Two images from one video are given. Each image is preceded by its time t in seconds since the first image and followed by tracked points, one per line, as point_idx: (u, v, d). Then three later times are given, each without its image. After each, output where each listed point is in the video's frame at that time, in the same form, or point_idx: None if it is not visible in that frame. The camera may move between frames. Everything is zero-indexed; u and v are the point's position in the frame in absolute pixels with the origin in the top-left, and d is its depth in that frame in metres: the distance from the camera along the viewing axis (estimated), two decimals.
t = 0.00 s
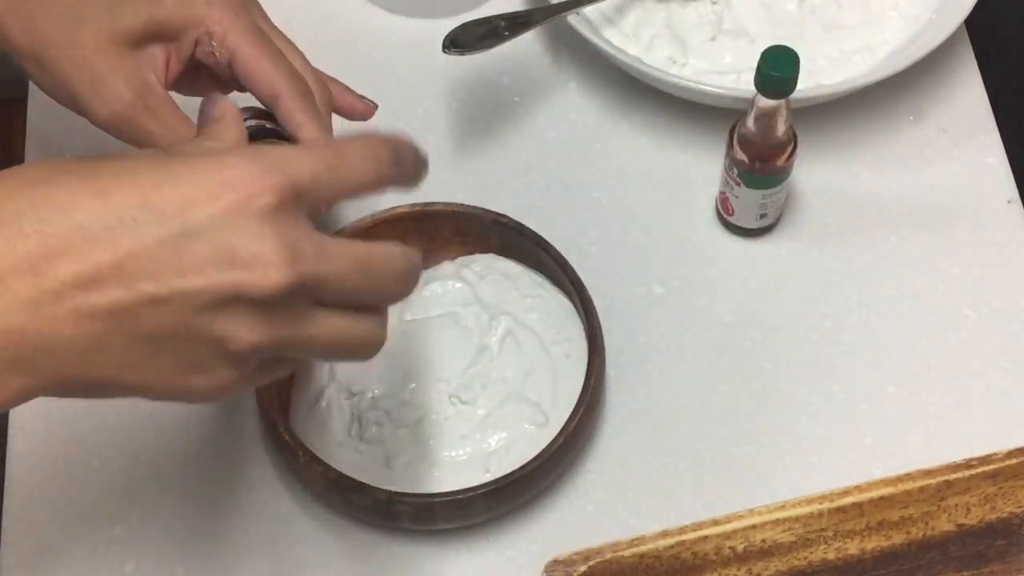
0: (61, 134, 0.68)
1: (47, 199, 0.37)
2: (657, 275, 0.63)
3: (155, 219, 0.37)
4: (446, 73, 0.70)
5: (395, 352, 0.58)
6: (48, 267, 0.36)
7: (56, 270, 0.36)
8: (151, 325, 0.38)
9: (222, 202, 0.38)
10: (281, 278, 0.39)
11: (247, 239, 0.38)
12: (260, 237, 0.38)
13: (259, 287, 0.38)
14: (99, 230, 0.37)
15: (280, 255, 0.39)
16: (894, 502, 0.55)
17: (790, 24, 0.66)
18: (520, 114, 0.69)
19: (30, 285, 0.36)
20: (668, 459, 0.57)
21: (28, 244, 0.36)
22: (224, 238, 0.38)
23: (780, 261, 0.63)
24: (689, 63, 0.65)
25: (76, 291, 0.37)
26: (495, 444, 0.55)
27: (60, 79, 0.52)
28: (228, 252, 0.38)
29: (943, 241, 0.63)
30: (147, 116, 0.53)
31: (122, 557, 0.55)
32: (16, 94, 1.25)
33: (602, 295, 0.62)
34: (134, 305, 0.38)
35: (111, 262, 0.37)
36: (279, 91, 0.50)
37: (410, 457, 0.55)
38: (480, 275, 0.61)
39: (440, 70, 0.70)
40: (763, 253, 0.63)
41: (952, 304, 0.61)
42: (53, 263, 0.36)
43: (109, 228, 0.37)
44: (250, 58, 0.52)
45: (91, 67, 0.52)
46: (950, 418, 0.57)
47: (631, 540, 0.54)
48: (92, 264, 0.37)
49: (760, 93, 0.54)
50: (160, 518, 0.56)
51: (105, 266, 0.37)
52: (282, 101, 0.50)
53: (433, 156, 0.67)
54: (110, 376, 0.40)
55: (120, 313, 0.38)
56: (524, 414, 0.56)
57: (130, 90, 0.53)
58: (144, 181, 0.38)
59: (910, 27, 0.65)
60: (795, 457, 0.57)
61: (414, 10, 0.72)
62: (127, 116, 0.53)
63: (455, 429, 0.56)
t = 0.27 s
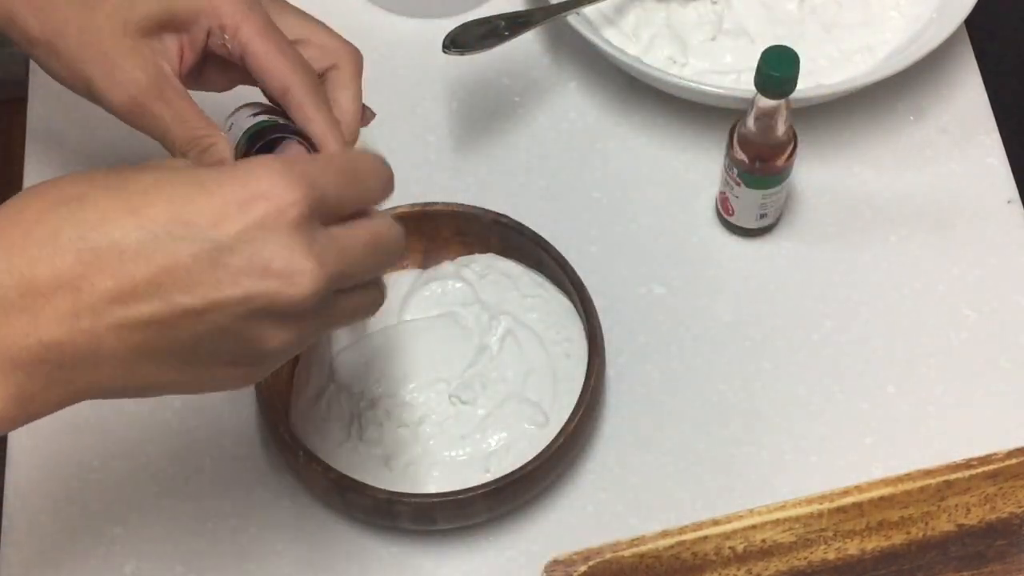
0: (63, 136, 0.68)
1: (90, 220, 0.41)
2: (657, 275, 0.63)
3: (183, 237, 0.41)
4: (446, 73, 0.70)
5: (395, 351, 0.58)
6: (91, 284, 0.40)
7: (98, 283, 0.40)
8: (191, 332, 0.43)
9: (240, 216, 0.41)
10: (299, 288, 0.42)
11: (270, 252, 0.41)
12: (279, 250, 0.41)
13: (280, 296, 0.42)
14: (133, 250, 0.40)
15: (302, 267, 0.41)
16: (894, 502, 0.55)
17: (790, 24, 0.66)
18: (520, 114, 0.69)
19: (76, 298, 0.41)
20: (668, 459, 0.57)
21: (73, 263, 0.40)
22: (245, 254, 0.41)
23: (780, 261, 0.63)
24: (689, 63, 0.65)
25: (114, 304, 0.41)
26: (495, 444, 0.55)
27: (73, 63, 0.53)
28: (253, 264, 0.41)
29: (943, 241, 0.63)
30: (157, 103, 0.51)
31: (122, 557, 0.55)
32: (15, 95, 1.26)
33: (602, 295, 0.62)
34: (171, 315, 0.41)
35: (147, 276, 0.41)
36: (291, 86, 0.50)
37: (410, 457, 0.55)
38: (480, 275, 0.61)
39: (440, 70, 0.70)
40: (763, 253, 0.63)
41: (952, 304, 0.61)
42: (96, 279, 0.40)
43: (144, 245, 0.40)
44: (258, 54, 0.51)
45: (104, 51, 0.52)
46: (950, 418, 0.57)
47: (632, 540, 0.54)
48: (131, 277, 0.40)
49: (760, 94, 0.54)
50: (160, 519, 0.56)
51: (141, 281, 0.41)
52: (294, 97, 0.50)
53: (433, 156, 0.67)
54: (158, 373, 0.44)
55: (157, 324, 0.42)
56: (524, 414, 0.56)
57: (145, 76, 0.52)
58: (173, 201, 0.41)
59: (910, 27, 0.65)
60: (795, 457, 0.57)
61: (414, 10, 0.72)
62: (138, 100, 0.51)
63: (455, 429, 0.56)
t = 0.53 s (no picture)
0: (64, 132, 0.68)
1: (81, 271, 0.38)
2: (657, 275, 0.63)
3: (187, 277, 0.39)
4: (446, 73, 0.70)
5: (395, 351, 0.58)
6: (92, 337, 0.39)
7: (94, 338, 0.39)
8: (194, 366, 0.42)
9: (252, 246, 0.39)
10: (321, 305, 0.41)
11: (282, 280, 0.40)
12: (279, 273, 0.40)
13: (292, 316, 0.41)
14: (135, 295, 0.39)
15: (316, 283, 0.41)
16: (894, 502, 0.55)
17: (790, 24, 0.66)
18: (520, 114, 0.69)
19: (78, 354, 0.39)
20: (668, 459, 0.57)
21: (68, 317, 0.38)
22: (262, 285, 0.40)
23: (780, 261, 0.63)
24: (689, 63, 0.65)
25: (117, 353, 0.39)
26: (495, 444, 0.55)
27: (98, 13, 0.56)
28: (269, 290, 0.40)
29: (943, 241, 0.63)
30: (174, 56, 0.54)
31: (122, 557, 0.55)
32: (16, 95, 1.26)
33: (602, 295, 0.62)
34: (177, 356, 0.40)
35: (153, 320, 0.39)
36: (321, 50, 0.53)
37: (410, 457, 0.55)
38: (480, 274, 0.61)
39: (440, 70, 0.70)
40: (763, 253, 0.63)
41: (953, 304, 0.61)
42: (97, 332, 0.39)
43: (146, 291, 0.39)
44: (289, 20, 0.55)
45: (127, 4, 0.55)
46: (950, 418, 0.57)
47: (632, 540, 0.54)
48: (130, 324, 0.39)
49: (760, 94, 0.54)
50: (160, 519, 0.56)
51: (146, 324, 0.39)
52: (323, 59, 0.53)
53: (434, 156, 0.67)
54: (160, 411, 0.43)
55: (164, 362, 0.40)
56: (524, 414, 0.56)
57: (168, 30, 0.55)
58: (169, 235, 0.39)
59: (910, 27, 0.65)
60: (795, 457, 0.57)
61: (414, 10, 0.72)
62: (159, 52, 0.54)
63: (455, 429, 0.56)
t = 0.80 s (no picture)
0: (63, 133, 0.68)
1: (87, 445, 0.39)
2: (657, 275, 0.63)
3: (177, 511, 0.40)
4: (446, 73, 0.70)
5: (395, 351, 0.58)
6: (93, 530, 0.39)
7: (118, 552, 0.40)
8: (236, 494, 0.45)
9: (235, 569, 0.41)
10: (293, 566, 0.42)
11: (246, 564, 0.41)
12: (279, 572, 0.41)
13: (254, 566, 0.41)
14: (120, 493, 0.39)
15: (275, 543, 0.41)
16: (894, 502, 0.55)
17: (790, 24, 0.66)
18: (520, 114, 0.69)
19: (81, 520, 0.39)
20: (668, 459, 0.57)
21: (74, 527, 0.39)
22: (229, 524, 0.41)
23: (780, 262, 0.63)
24: (689, 63, 0.65)
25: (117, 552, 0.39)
26: (495, 444, 0.55)
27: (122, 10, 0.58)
28: (217, 529, 0.40)
29: (943, 241, 0.63)
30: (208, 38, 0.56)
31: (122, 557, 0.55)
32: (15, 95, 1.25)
33: (602, 295, 0.62)
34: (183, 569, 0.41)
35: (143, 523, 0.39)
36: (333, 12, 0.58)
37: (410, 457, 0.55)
38: (479, 274, 0.61)
39: (440, 69, 0.70)
40: (763, 253, 0.63)
41: (953, 304, 0.61)
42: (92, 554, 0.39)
43: (158, 527, 0.40)
44: None
45: None
46: (950, 418, 0.57)
47: (632, 540, 0.54)
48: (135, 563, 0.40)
49: (760, 94, 0.54)
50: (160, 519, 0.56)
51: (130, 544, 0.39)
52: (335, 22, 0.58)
53: (434, 156, 0.67)
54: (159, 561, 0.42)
55: None
56: (524, 414, 0.56)
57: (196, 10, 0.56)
58: (179, 459, 0.40)
59: (910, 27, 0.65)
60: (795, 457, 0.57)
61: (414, 9, 0.72)
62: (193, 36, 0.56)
63: (455, 429, 0.56)
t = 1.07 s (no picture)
0: (63, 134, 0.68)
1: None
2: (657, 275, 0.63)
3: None
4: (446, 73, 0.70)
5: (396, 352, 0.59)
6: None
7: None
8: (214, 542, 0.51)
9: None
10: None
11: None
12: None
13: None
14: None
15: None
16: (894, 502, 0.55)
17: (790, 24, 0.66)
18: (521, 114, 0.69)
19: None
20: (669, 459, 0.57)
21: None
22: None
23: (780, 262, 0.63)
24: (689, 63, 0.65)
25: None
26: (495, 444, 0.55)
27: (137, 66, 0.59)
28: None
29: (943, 241, 0.63)
30: (243, 100, 0.58)
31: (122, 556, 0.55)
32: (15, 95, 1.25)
33: (602, 295, 0.62)
34: None
35: None
36: (342, 51, 0.58)
37: (410, 457, 0.55)
38: (479, 275, 0.61)
39: (440, 69, 0.70)
40: (763, 252, 0.63)
41: (953, 304, 0.61)
42: None
43: None
44: (314, 18, 0.60)
45: (179, 57, 0.58)
46: (950, 418, 0.57)
47: (632, 540, 0.54)
48: None
49: (760, 94, 0.54)
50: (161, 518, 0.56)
51: None
52: (345, 59, 0.58)
53: (434, 156, 0.67)
54: None
55: None
56: (524, 414, 0.56)
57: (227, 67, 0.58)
58: None
59: (910, 27, 0.65)
60: (795, 458, 0.57)
61: (414, 10, 0.72)
62: (229, 97, 0.58)
63: (455, 429, 0.56)
